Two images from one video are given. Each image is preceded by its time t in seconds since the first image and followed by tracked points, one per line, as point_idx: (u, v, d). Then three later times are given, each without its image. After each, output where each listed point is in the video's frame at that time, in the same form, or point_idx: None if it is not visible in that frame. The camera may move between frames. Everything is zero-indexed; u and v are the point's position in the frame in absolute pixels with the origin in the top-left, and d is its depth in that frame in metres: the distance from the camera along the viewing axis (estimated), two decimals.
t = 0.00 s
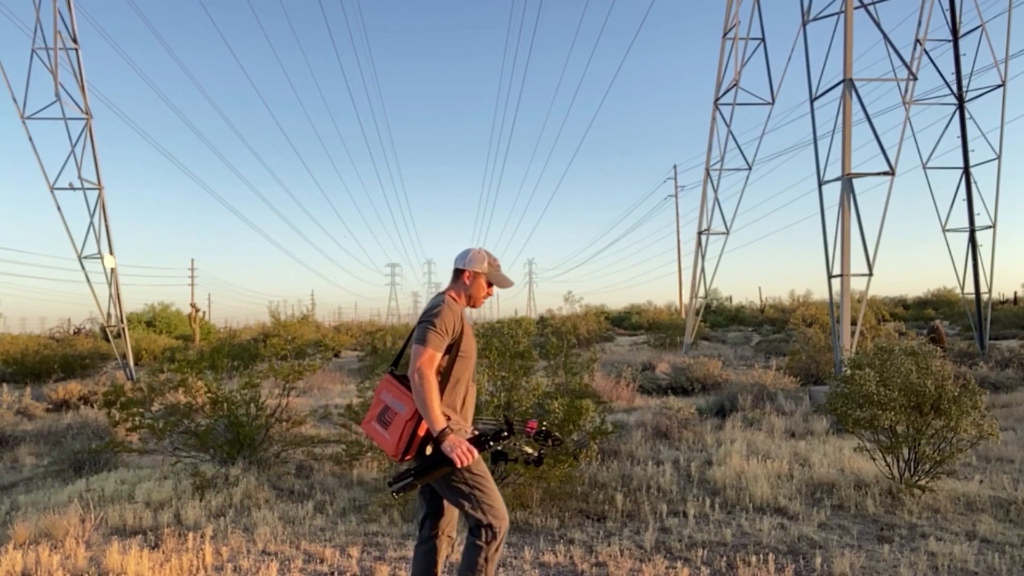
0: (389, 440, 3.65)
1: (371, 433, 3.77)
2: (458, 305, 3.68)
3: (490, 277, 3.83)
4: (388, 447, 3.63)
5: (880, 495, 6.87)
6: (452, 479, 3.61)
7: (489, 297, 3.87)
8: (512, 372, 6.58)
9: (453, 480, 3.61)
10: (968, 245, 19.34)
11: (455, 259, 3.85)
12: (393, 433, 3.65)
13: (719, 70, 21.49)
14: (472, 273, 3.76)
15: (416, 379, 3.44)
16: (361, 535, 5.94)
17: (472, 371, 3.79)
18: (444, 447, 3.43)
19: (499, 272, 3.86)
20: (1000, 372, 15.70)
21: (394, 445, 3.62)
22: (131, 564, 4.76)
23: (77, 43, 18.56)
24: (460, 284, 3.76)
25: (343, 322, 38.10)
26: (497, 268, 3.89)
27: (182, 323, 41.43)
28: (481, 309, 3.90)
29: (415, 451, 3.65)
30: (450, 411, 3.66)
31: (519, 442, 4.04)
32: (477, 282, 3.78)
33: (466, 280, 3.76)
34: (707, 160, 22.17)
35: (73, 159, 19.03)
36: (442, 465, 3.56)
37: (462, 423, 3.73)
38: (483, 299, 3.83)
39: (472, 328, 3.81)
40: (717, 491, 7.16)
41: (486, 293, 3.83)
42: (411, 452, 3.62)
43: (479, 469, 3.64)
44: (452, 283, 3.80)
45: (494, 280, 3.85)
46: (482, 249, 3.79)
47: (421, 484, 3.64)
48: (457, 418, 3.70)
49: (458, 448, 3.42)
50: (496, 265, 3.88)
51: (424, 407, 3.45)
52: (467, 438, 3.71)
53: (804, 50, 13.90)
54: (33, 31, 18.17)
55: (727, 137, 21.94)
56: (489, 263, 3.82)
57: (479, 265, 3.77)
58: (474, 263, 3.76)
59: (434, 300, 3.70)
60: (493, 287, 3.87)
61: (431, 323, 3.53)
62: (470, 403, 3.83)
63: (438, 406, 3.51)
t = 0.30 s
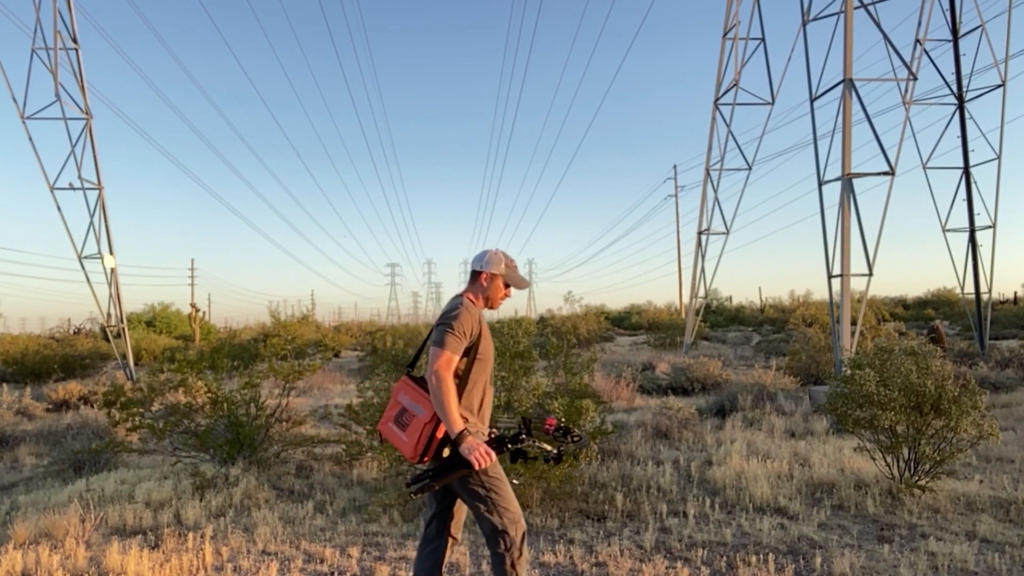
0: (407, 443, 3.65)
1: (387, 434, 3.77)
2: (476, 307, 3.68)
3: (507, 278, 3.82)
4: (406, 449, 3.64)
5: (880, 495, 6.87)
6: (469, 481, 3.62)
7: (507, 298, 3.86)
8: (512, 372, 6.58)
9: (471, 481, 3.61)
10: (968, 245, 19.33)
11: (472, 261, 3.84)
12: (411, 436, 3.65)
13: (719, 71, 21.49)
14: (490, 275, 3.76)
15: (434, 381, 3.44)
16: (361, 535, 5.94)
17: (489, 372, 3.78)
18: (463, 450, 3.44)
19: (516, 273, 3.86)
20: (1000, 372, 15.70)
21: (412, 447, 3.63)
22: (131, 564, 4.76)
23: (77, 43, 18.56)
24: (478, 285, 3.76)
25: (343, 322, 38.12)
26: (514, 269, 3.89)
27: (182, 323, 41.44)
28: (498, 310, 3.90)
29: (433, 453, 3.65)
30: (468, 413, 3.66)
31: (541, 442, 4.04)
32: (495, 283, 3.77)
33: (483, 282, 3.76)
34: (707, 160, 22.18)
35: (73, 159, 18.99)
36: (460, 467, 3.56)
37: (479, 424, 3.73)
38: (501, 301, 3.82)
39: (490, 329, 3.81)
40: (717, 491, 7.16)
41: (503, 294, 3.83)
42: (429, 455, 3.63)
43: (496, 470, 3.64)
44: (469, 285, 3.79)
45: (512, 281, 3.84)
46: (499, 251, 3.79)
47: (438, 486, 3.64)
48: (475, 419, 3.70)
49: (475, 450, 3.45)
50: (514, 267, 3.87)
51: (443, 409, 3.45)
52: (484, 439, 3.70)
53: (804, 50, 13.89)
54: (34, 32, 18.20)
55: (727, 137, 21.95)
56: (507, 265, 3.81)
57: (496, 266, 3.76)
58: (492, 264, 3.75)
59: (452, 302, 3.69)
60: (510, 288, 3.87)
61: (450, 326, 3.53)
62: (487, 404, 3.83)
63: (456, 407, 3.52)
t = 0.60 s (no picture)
0: (426, 447, 3.64)
1: (406, 438, 3.75)
2: (495, 311, 3.68)
3: (526, 282, 3.82)
4: (426, 454, 3.63)
5: (880, 495, 6.87)
6: (487, 488, 3.66)
7: (525, 301, 3.87)
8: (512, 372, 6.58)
9: (490, 488, 3.65)
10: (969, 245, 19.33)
11: (491, 264, 3.84)
12: (431, 440, 3.64)
13: (719, 71, 21.50)
14: (509, 279, 3.75)
15: (453, 386, 3.44)
16: (361, 535, 5.94)
17: (508, 376, 3.79)
18: (482, 456, 3.45)
19: (535, 276, 3.86)
20: (1000, 372, 15.70)
21: (432, 452, 3.62)
22: (131, 564, 4.76)
23: (77, 43, 18.56)
24: (497, 289, 3.76)
25: (343, 322, 38.11)
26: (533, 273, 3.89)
27: (182, 323, 41.45)
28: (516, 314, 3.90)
29: (452, 458, 3.65)
30: (487, 418, 3.67)
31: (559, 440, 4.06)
32: (513, 287, 3.77)
33: (502, 285, 3.76)
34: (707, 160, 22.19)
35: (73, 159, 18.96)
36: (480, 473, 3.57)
37: (497, 429, 3.73)
38: (519, 304, 3.82)
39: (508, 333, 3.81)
40: (717, 491, 7.16)
41: (522, 298, 3.83)
42: (449, 460, 3.63)
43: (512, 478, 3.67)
44: (488, 288, 3.79)
45: (531, 285, 3.84)
46: (518, 254, 3.79)
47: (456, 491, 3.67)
48: (493, 424, 3.71)
49: (496, 455, 3.44)
50: (533, 270, 3.87)
51: (462, 414, 3.45)
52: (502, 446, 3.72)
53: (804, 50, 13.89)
54: (34, 32, 18.22)
55: (727, 138, 21.97)
56: (526, 269, 3.81)
57: (516, 270, 3.76)
58: (511, 268, 3.75)
59: (471, 306, 3.69)
60: (529, 292, 3.87)
61: (469, 331, 3.52)
62: (506, 408, 3.83)
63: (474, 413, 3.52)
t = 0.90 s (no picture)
0: (449, 452, 3.65)
1: (428, 442, 3.77)
2: (515, 314, 3.68)
3: (547, 285, 3.82)
4: (448, 459, 3.64)
5: (880, 495, 6.87)
6: (508, 491, 3.65)
7: (546, 304, 3.87)
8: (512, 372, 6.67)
9: (511, 492, 3.64)
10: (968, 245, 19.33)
11: (512, 267, 3.85)
12: (453, 445, 3.66)
13: (719, 71, 21.53)
14: (529, 282, 3.76)
15: (474, 391, 3.45)
16: (361, 535, 5.94)
17: (529, 380, 3.79)
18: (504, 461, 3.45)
19: (555, 279, 3.86)
20: (1000, 372, 15.70)
21: (454, 457, 3.63)
22: (131, 564, 4.76)
23: (78, 43, 18.58)
24: (517, 292, 3.76)
25: (343, 322, 38.11)
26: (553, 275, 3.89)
27: (182, 323, 41.45)
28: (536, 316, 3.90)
29: (474, 463, 3.66)
30: (507, 422, 3.67)
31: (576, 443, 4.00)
32: (534, 289, 3.77)
33: (523, 288, 3.76)
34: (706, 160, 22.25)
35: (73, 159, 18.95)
36: (501, 478, 3.58)
37: (518, 433, 3.73)
38: (539, 307, 3.83)
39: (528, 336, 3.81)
40: (717, 491, 7.16)
41: (542, 301, 3.83)
42: (471, 464, 3.64)
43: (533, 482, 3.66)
44: (508, 291, 3.80)
45: (551, 288, 3.84)
46: (539, 257, 3.79)
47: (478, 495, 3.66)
48: (514, 428, 3.70)
49: (517, 460, 3.43)
50: (553, 273, 3.87)
51: (483, 419, 3.45)
52: (524, 449, 3.73)
53: (804, 50, 13.89)
54: (34, 32, 18.31)
55: (726, 138, 22.00)
56: (546, 271, 3.81)
57: (536, 273, 3.77)
58: (531, 271, 3.76)
59: (492, 309, 3.70)
60: (550, 295, 3.87)
61: (490, 335, 3.53)
62: (527, 412, 3.83)
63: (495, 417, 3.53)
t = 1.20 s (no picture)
0: (471, 451, 3.67)
1: (451, 442, 3.79)
2: (536, 313, 3.68)
3: (568, 283, 3.82)
4: (470, 458, 3.65)
5: (880, 495, 6.86)
6: (531, 491, 3.65)
7: (567, 303, 3.87)
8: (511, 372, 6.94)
9: (535, 491, 3.65)
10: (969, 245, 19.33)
11: (533, 265, 3.85)
12: (476, 445, 3.67)
13: (719, 71, 21.56)
14: (551, 280, 3.76)
15: (496, 391, 3.46)
16: (361, 535, 5.94)
17: (551, 379, 3.79)
18: (526, 461, 3.46)
19: (576, 277, 3.85)
20: (1000, 372, 15.70)
21: (477, 456, 3.65)
22: (132, 564, 4.76)
23: (78, 43, 18.59)
24: (538, 291, 3.76)
25: (343, 322, 38.12)
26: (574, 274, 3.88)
27: (182, 323, 41.46)
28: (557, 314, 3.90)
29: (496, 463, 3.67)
30: (529, 422, 3.68)
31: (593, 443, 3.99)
32: (555, 288, 3.77)
33: (544, 287, 3.76)
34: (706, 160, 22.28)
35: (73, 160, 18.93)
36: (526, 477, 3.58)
37: (540, 432, 3.74)
38: (560, 305, 3.82)
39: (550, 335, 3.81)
40: (717, 491, 7.16)
41: (564, 299, 3.83)
42: (494, 464, 3.65)
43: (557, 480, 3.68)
44: (529, 290, 3.80)
45: (572, 286, 3.84)
46: (560, 256, 3.79)
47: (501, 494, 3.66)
48: (536, 428, 3.71)
49: (538, 461, 3.45)
50: (574, 271, 3.87)
51: (504, 420, 3.47)
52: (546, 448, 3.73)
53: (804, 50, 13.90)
54: (35, 32, 18.33)
55: (726, 138, 22.00)
56: (568, 270, 3.81)
57: (557, 272, 3.76)
58: (552, 270, 3.76)
59: (513, 308, 3.70)
60: (571, 293, 3.87)
61: (511, 334, 3.53)
62: (548, 411, 3.83)
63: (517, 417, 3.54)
